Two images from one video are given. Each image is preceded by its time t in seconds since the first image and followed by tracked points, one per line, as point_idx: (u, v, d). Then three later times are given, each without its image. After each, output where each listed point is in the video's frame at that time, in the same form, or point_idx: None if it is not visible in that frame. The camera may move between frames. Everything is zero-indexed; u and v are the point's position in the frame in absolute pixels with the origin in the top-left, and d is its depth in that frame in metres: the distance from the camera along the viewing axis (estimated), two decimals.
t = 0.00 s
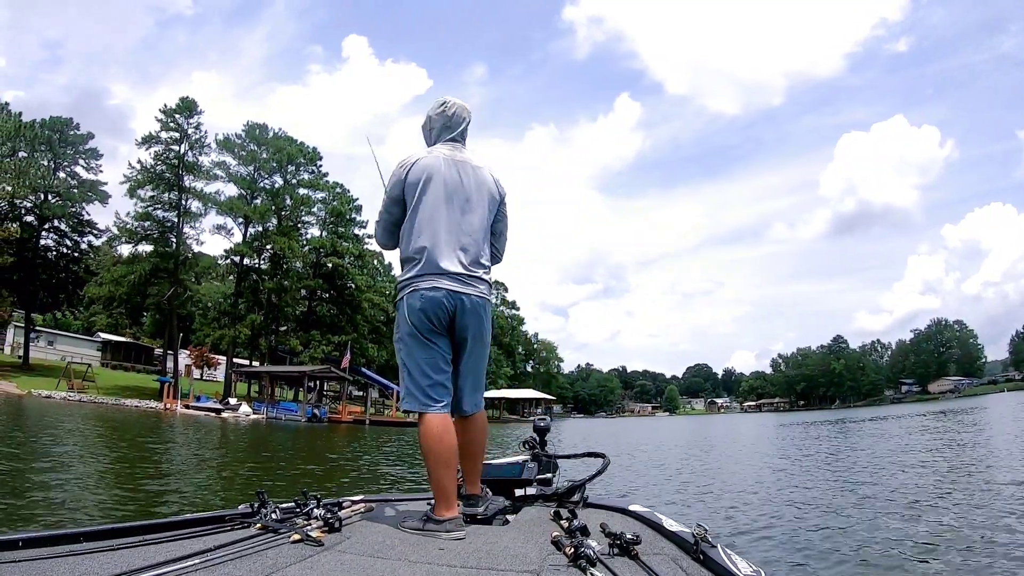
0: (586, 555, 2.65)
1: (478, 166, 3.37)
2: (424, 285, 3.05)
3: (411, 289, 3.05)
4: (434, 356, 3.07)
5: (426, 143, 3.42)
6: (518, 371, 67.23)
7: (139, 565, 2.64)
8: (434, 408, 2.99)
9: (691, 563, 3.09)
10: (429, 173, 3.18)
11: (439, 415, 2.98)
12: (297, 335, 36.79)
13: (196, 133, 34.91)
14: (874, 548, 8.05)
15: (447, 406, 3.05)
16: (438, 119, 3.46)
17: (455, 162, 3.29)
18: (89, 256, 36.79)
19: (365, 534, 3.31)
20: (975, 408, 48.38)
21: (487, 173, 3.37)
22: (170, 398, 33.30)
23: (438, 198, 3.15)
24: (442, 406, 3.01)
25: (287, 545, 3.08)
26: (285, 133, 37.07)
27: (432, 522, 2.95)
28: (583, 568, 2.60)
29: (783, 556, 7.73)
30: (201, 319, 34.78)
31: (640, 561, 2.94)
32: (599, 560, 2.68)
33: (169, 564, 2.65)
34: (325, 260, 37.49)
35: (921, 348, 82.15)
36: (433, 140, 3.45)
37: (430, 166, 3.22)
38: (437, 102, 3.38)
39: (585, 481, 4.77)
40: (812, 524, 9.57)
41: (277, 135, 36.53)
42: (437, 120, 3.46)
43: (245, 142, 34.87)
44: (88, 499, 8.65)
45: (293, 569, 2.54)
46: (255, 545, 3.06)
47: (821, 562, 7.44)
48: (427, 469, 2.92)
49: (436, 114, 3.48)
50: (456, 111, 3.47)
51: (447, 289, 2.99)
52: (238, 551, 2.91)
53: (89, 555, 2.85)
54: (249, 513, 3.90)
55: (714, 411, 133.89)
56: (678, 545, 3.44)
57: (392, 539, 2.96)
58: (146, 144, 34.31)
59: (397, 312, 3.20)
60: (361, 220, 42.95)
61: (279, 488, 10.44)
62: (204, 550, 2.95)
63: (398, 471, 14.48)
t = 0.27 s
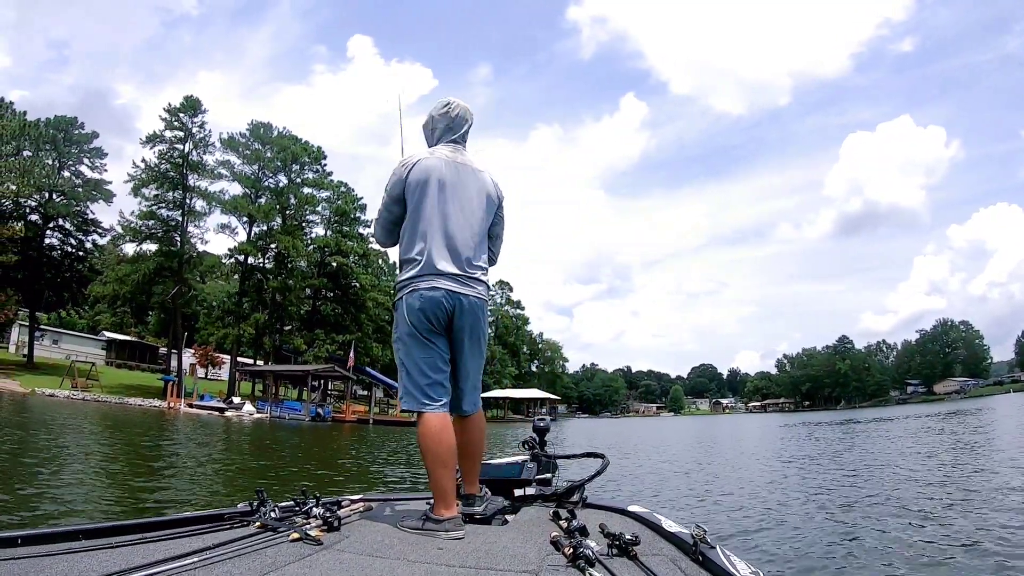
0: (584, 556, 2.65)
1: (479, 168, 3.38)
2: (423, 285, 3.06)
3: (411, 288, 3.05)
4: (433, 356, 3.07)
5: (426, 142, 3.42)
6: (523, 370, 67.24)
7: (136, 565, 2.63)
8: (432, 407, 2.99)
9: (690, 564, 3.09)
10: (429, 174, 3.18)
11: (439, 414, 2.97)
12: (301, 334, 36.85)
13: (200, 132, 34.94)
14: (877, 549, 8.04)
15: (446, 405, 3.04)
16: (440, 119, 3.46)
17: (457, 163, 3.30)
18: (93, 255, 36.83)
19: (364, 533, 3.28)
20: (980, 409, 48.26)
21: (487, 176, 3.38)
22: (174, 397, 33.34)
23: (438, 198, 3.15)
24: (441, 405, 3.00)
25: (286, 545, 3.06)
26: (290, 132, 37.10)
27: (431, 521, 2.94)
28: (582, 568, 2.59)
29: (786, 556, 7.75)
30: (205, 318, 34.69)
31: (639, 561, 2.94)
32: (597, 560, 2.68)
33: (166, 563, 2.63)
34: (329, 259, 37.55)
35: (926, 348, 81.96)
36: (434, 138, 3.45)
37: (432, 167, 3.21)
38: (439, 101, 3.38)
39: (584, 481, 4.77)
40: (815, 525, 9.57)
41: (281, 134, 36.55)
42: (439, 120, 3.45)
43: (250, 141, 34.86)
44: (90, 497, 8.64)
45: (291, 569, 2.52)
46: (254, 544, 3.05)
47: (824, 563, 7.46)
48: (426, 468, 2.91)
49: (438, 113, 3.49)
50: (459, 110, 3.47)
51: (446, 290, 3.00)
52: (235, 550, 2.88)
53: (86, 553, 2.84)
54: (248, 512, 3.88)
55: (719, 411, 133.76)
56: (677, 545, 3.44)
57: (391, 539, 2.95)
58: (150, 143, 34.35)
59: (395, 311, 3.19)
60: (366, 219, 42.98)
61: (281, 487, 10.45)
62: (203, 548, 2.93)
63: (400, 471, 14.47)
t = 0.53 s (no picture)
0: (583, 556, 2.64)
1: (477, 169, 3.39)
2: (422, 284, 3.07)
3: (410, 288, 3.06)
4: (431, 355, 3.08)
5: (425, 142, 3.43)
6: (528, 370, 67.17)
7: (133, 562, 2.60)
8: (431, 406, 2.99)
9: (688, 565, 3.09)
10: (428, 174, 3.19)
11: (438, 413, 2.98)
12: (306, 334, 36.90)
13: (204, 132, 35.02)
14: (884, 550, 7.98)
15: (445, 404, 3.03)
16: (439, 119, 3.47)
17: (456, 164, 3.31)
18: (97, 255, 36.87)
19: (362, 532, 3.26)
20: (986, 408, 48.00)
21: (486, 177, 3.40)
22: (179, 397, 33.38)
23: (438, 199, 3.17)
24: (440, 404, 3.00)
25: (285, 543, 3.02)
26: (294, 132, 37.17)
27: (430, 520, 2.92)
28: (580, 568, 2.59)
29: (791, 556, 7.70)
30: (209, 318, 34.75)
31: (637, 561, 2.94)
32: (595, 561, 2.67)
33: (163, 560, 2.61)
34: (333, 259, 37.58)
35: (932, 348, 81.64)
36: (433, 139, 3.46)
37: (430, 168, 3.23)
38: (438, 102, 3.40)
39: (583, 481, 4.76)
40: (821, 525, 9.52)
41: (285, 133, 36.62)
42: (439, 121, 3.46)
43: (254, 141, 34.95)
44: (91, 497, 8.64)
45: (289, 566, 2.50)
46: (252, 542, 3.01)
47: (826, 563, 7.44)
48: (425, 467, 2.91)
49: (437, 114, 3.50)
50: (458, 112, 3.49)
51: (444, 289, 3.01)
52: (234, 548, 2.86)
53: (83, 550, 2.81)
54: (246, 511, 3.86)
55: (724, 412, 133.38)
56: (675, 546, 3.44)
57: (389, 538, 2.93)
58: (154, 143, 34.43)
59: (395, 310, 3.19)
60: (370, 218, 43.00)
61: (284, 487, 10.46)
62: (201, 546, 2.91)
63: (403, 471, 14.46)
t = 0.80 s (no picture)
0: (583, 556, 2.64)
1: (476, 170, 3.39)
2: (421, 284, 3.07)
3: (409, 287, 3.06)
4: (431, 354, 3.07)
5: (424, 143, 3.43)
6: (533, 370, 67.07)
7: (133, 561, 2.60)
8: (430, 406, 2.99)
9: (688, 566, 3.08)
10: (427, 175, 3.19)
11: (436, 413, 2.97)
12: (311, 334, 36.91)
13: (207, 133, 35.03)
14: (891, 549, 7.94)
15: (443, 403, 3.03)
16: (438, 120, 3.47)
17: (455, 165, 3.32)
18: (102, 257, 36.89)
19: (362, 530, 3.25)
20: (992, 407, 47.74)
21: (484, 177, 3.40)
22: (183, 397, 33.41)
23: (436, 199, 3.16)
24: (439, 404, 3.00)
25: (284, 541, 3.01)
26: (297, 132, 37.16)
27: (429, 520, 2.90)
28: (579, 569, 2.58)
29: (797, 556, 7.69)
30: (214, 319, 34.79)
31: (638, 562, 2.93)
32: (595, 561, 2.67)
33: (162, 559, 2.60)
34: (338, 259, 37.59)
35: (938, 346, 81.27)
36: (432, 139, 3.46)
37: (430, 168, 3.23)
38: (437, 103, 3.40)
39: (582, 481, 4.76)
40: (827, 524, 9.48)
41: (289, 133, 36.62)
42: (438, 121, 3.46)
43: (257, 142, 34.96)
44: (95, 497, 8.67)
45: (288, 565, 2.49)
46: (252, 540, 3.01)
47: (825, 563, 7.42)
48: (424, 466, 2.91)
49: (436, 114, 3.51)
50: (458, 112, 3.50)
51: (443, 289, 3.01)
52: (234, 547, 2.85)
53: (82, 548, 2.81)
54: (247, 509, 3.86)
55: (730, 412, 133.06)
56: (675, 547, 3.43)
57: (388, 538, 2.92)
58: (158, 144, 34.44)
59: (394, 309, 3.19)
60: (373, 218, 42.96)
61: (288, 488, 10.47)
62: (200, 545, 2.90)
63: (406, 471, 14.45)
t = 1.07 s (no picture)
0: (583, 555, 2.64)
1: (476, 171, 3.40)
2: (421, 285, 3.08)
3: (409, 287, 3.07)
4: (430, 355, 3.07)
5: (424, 143, 3.43)
6: (538, 370, 66.99)
7: (134, 562, 2.60)
8: (430, 405, 2.99)
9: (689, 565, 3.09)
10: (428, 176, 3.20)
11: (436, 413, 2.98)
12: (315, 335, 36.91)
13: (210, 134, 35.01)
14: (892, 549, 7.92)
15: (443, 403, 3.03)
16: (438, 121, 3.48)
17: (456, 166, 3.32)
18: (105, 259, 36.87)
19: (363, 531, 3.25)
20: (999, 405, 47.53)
21: (484, 178, 3.40)
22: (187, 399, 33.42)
23: (436, 200, 3.17)
24: (439, 404, 3.00)
25: (284, 542, 3.02)
26: (301, 133, 37.12)
27: (430, 520, 2.91)
28: (580, 569, 2.58)
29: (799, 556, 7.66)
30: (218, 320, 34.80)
31: (638, 561, 2.93)
32: (596, 561, 2.67)
33: (163, 560, 2.60)
34: (342, 259, 37.56)
35: (944, 344, 80.97)
36: (432, 139, 3.47)
37: (430, 169, 3.24)
38: (437, 104, 3.41)
39: (583, 481, 4.77)
40: (832, 525, 9.43)
41: (292, 134, 36.58)
42: (438, 121, 3.47)
43: (260, 143, 34.92)
44: (100, 498, 8.71)
45: (289, 566, 2.49)
46: (252, 541, 3.01)
47: (825, 562, 7.41)
48: (424, 465, 2.92)
49: (436, 115, 3.52)
50: (458, 113, 3.50)
51: (443, 290, 3.01)
52: (234, 548, 2.85)
53: (82, 549, 2.81)
54: (247, 509, 3.87)
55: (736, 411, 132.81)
56: (675, 546, 3.44)
57: (389, 537, 2.92)
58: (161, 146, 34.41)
59: (393, 310, 3.20)
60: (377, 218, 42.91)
61: (294, 489, 10.49)
62: (201, 546, 2.91)
63: (409, 472, 14.46)
